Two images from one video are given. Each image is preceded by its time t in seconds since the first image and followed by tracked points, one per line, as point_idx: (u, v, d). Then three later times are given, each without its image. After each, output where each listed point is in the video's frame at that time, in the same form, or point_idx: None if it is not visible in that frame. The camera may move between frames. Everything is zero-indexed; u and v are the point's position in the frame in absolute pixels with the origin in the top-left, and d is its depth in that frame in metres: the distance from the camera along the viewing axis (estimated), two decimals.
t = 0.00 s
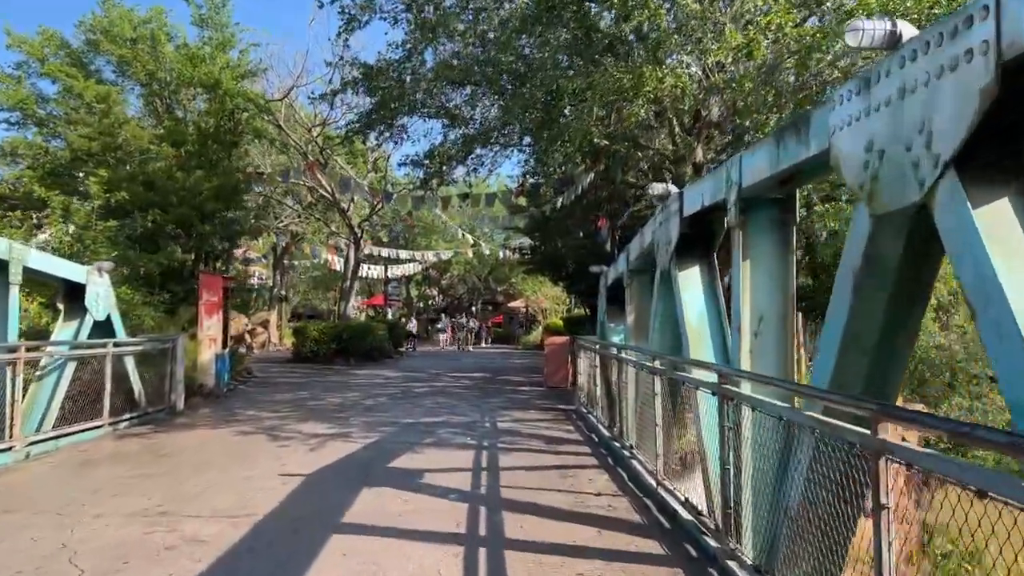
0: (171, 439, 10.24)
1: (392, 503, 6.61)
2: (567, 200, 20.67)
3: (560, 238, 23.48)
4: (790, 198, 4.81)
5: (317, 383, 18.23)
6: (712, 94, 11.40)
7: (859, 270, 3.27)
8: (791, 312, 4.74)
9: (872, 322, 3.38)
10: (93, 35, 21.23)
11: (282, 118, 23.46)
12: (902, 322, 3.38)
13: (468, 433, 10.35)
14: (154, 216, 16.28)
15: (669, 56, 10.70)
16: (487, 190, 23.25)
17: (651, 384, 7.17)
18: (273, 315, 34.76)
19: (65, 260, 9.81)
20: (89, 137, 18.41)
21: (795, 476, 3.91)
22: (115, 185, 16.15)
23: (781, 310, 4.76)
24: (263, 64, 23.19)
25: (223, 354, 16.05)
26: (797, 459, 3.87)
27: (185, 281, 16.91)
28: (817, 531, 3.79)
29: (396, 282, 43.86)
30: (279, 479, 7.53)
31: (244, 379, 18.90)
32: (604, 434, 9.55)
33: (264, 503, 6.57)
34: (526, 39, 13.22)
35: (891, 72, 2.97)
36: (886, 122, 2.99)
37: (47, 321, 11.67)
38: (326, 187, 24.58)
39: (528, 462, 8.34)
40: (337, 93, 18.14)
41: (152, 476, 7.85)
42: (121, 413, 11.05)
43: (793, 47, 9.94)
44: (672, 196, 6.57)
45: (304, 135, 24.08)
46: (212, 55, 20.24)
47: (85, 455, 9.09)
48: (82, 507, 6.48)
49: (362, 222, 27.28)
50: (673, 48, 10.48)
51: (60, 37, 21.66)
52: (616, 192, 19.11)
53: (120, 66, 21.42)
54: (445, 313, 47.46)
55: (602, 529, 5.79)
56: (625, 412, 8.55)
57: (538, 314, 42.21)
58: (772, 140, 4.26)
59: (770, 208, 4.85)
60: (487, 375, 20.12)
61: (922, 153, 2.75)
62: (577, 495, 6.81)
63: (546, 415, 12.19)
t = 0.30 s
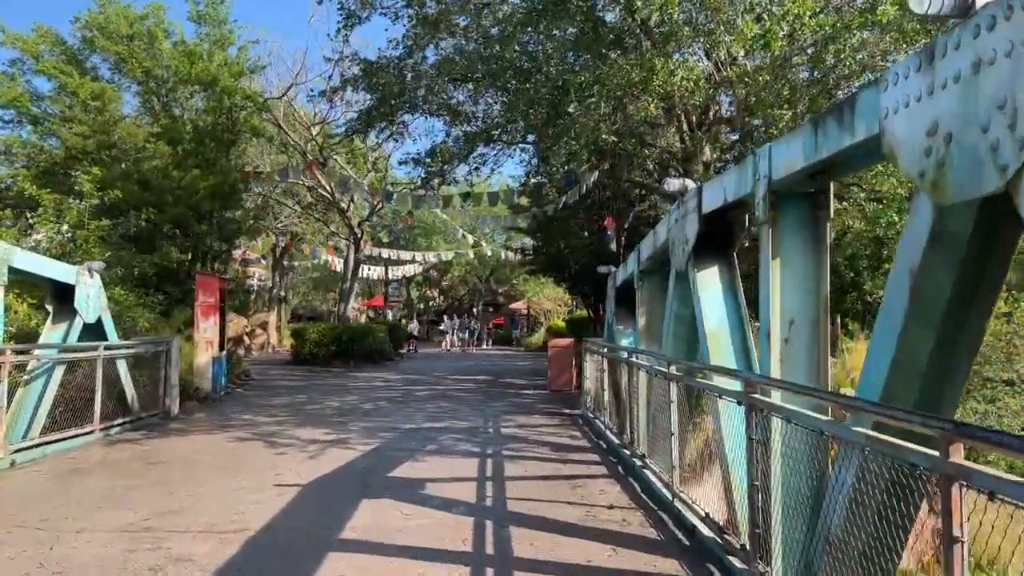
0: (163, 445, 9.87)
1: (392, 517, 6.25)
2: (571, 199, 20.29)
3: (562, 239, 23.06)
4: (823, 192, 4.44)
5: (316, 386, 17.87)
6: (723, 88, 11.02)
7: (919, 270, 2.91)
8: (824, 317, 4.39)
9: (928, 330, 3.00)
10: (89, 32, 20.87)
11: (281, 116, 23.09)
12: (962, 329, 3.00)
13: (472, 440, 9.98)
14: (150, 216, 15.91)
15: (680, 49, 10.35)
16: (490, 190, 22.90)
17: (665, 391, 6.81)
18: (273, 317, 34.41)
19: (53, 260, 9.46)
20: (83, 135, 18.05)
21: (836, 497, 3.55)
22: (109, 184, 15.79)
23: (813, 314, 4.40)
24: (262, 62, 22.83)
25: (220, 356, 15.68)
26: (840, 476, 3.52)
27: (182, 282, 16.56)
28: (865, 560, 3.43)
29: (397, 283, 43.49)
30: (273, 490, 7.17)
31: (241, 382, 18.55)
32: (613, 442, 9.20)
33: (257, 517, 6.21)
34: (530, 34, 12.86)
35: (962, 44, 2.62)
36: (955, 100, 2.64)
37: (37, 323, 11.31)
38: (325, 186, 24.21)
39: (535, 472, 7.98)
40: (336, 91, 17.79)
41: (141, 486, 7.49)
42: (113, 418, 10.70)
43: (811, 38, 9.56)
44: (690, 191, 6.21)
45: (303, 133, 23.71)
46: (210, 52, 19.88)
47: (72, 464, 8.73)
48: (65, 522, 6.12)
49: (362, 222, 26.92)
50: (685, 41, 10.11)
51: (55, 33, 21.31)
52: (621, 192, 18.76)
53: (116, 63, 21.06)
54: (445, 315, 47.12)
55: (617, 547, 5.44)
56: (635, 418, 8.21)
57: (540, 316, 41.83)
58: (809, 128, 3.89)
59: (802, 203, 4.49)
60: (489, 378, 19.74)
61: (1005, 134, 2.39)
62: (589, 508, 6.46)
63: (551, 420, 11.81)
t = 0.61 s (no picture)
0: (153, 451, 9.53)
1: (390, 530, 5.90)
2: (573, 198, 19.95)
3: (564, 238, 22.72)
4: (854, 181, 4.12)
5: (313, 388, 17.52)
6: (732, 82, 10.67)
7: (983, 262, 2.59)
8: (856, 316, 4.05)
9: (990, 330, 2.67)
10: (83, 28, 20.50)
11: (278, 114, 22.73)
12: None
13: (473, 445, 9.63)
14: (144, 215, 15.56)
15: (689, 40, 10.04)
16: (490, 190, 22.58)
17: (677, 395, 6.46)
18: (271, 318, 34.08)
19: (38, 259, 9.14)
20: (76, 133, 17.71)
21: (879, 516, 3.22)
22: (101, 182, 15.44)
23: (843, 313, 4.08)
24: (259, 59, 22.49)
25: (214, 358, 15.34)
26: (883, 495, 3.18)
27: (176, 282, 16.23)
28: None
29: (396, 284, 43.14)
30: (266, 499, 6.83)
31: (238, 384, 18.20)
32: (621, 447, 8.86)
33: (246, 530, 5.87)
34: (532, 27, 12.51)
35: None
36: None
37: (24, 325, 10.97)
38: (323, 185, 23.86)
39: (539, 480, 7.64)
40: (334, 88, 17.45)
41: (127, 495, 7.14)
42: (101, 423, 10.36)
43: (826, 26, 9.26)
44: (704, 185, 5.88)
45: (301, 132, 23.37)
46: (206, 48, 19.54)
47: (57, 471, 8.39)
48: (42, 535, 5.79)
49: (361, 222, 26.58)
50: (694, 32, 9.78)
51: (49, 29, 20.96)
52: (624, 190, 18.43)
53: (111, 60, 20.70)
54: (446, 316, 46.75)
55: (629, 563, 5.10)
56: (643, 423, 7.87)
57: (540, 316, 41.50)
58: (845, 110, 3.56)
59: (831, 193, 4.16)
60: (489, 380, 19.40)
61: None
62: (597, 520, 6.12)
63: (555, 424, 11.46)
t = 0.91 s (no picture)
0: (137, 458, 9.17)
1: (379, 546, 5.55)
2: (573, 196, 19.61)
3: (563, 238, 22.36)
4: (881, 173, 3.77)
5: (308, 391, 17.16)
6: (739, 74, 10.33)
7: None
8: (884, 319, 3.70)
9: None
10: (73, 24, 20.13)
11: (272, 112, 22.39)
12: None
13: (470, 452, 9.26)
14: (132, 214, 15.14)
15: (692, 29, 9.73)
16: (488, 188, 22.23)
17: (684, 402, 6.12)
18: (268, 319, 33.72)
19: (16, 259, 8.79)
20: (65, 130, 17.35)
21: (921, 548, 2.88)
22: (90, 179, 15.10)
23: (870, 317, 3.73)
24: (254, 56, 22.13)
25: (206, 360, 14.98)
26: (922, 523, 2.87)
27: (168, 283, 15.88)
28: None
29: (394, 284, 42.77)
30: (249, 512, 6.46)
31: (231, 386, 17.83)
32: (623, 454, 8.51)
33: (226, 547, 5.52)
34: (531, 17, 12.18)
35: None
36: None
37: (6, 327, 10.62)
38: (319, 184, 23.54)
39: (538, 490, 7.28)
40: (329, 84, 17.11)
41: (104, 508, 6.76)
42: (85, 429, 9.99)
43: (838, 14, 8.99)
44: (713, 179, 5.53)
45: (296, 129, 23.02)
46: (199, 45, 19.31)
47: (34, 480, 8.02)
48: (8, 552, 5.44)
49: (357, 221, 26.24)
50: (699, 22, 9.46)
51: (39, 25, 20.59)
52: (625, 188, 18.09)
53: (101, 57, 20.34)
54: (443, 316, 46.45)
55: None
56: (647, 430, 7.52)
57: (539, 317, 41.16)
58: (877, 92, 3.22)
59: (856, 186, 3.81)
60: (488, 382, 19.03)
61: None
62: (600, 535, 5.77)
63: (555, 429, 11.09)
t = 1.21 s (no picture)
0: (121, 466, 8.81)
1: (369, 564, 5.20)
2: (572, 196, 19.27)
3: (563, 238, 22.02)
4: (918, 162, 3.43)
5: (302, 394, 16.81)
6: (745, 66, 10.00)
7: None
8: (922, 323, 3.36)
9: None
10: (65, 20, 19.81)
11: (268, 110, 22.05)
12: None
13: (467, 460, 8.89)
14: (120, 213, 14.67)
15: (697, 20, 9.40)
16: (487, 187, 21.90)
17: (694, 410, 5.78)
18: (264, 320, 33.36)
19: None
20: (55, 127, 17.01)
21: None
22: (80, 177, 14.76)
23: (906, 321, 3.39)
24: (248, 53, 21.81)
25: (198, 363, 14.62)
26: (985, 551, 2.57)
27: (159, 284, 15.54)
28: None
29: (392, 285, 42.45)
30: (230, 527, 6.10)
31: (224, 389, 17.47)
32: (628, 463, 8.16)
33: (205, 565, 5.17)
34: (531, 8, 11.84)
35: None
36: None
37: None
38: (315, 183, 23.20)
39: (539, 502, 6.93)
40: (325, 81, 16.78)
41: (78, 522, 6.40)
42: (68, 435, 9.63)
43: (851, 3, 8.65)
44: (727, 172, 5.18)
45: (292, 128, 22.68)
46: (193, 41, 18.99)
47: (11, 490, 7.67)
48: None
49: (354, 221, 25.91)
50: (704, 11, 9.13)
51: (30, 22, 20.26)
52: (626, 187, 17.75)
53: (94, 54, 20.00)
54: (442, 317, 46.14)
55: None
56: (652, 437, 7.19)
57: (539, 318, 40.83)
58: (924, 68, 2.90)
59: (890, 175, 3.47)
60: (487, 384, 18.68)
61: None
62: (605, 553, 5.42)
63: (555, 435, 10.73)
